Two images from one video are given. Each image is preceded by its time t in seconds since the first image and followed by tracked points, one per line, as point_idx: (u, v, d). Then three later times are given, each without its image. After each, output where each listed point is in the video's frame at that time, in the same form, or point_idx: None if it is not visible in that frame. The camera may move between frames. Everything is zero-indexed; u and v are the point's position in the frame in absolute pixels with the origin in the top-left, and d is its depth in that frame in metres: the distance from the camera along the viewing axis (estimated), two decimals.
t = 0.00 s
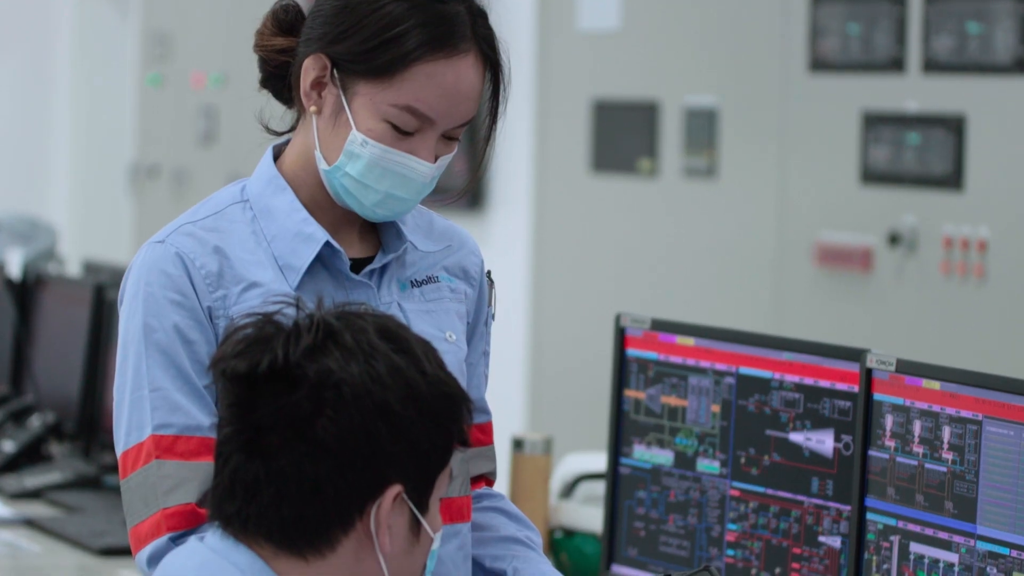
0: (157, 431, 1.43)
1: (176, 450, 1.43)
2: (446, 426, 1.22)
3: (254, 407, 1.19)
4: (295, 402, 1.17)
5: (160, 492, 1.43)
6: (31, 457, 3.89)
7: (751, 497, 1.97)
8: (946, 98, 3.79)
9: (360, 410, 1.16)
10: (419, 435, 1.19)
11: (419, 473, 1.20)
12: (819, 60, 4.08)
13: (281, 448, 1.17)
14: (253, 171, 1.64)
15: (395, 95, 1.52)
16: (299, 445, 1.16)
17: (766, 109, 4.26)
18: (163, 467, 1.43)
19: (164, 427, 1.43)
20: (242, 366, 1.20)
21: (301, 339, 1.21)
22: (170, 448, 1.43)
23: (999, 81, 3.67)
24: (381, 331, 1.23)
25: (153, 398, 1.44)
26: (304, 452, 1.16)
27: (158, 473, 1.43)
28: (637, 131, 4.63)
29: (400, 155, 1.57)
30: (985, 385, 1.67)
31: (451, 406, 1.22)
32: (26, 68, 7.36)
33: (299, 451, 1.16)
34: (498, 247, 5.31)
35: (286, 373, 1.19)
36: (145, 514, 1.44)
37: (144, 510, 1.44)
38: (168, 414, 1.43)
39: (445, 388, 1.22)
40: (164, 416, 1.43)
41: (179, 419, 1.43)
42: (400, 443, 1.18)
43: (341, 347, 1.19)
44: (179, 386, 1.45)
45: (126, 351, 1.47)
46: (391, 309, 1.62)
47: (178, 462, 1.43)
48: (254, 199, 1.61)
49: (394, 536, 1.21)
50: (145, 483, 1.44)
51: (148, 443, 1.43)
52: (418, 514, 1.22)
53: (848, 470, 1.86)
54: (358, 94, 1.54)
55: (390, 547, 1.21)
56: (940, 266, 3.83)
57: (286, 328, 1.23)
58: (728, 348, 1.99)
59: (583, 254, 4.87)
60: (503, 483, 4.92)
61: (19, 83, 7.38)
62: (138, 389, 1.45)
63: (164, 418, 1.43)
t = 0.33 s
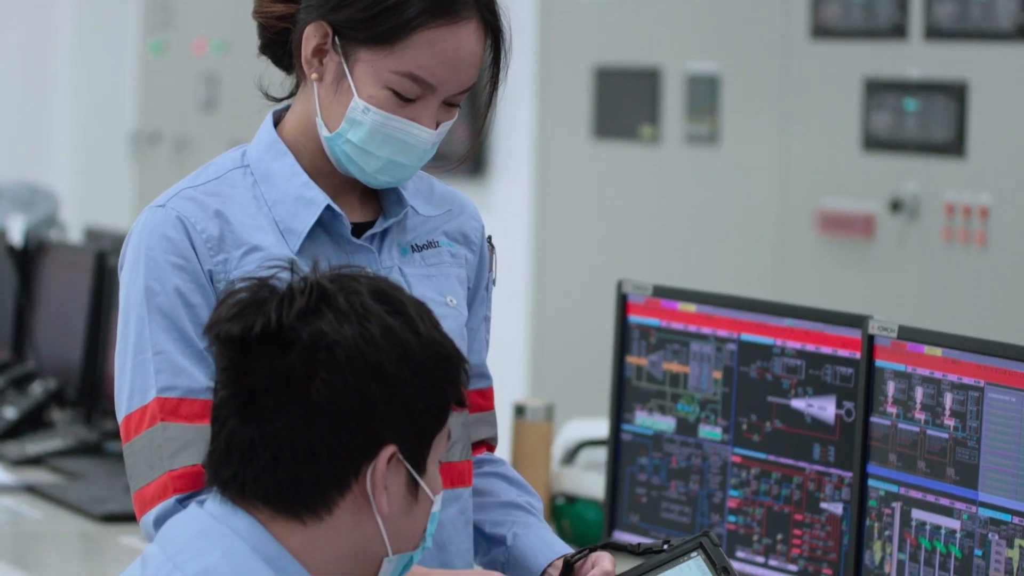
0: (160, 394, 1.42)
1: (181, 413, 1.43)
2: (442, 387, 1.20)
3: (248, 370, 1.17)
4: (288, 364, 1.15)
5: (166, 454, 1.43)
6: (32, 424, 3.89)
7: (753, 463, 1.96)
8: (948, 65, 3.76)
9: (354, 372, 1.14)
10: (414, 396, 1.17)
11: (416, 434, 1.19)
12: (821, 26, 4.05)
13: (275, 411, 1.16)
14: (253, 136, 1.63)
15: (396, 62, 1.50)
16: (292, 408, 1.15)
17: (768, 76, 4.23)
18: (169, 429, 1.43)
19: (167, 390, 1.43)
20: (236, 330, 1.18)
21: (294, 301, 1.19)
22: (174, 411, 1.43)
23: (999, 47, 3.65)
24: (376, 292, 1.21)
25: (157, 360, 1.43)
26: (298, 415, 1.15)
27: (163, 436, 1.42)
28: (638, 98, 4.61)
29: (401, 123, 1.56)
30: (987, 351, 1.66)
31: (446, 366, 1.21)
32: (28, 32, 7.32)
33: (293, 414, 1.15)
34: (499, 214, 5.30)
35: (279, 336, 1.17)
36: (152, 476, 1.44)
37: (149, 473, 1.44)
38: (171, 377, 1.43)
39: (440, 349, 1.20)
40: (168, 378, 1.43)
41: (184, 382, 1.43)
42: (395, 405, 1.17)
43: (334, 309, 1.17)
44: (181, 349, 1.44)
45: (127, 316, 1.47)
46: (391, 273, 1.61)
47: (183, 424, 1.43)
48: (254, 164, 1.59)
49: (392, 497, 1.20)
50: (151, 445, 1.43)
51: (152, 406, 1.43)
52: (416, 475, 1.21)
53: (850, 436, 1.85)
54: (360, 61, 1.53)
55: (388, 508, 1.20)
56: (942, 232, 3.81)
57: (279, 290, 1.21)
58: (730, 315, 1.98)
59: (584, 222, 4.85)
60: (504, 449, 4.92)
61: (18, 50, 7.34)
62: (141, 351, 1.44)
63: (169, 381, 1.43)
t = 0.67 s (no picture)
0: (206, 341, 1.39)
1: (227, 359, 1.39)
2: (438, 346, 1.18)
3: (241, 332, 1.16)
4: (281, 325, 1.14)
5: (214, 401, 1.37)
6: (34, 390, 3.89)
7: (755, 428, 1.95)
8: (950, 31, 3.73)
9: (347, 332, 1.13)
10: (408, 356, 1.16)
11: (412, 394, 1.18)
12: None
13: (268, 372, 1.14)
14: (254, 100, 1.61)
15: (396, 27, 1.48)
16: (285, 369, 1.14)
17: (770, 41, 4.20)
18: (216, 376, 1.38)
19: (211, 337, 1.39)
20: (229, 291, 1.17)
21: (287, 262, 1.17)
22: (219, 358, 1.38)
23: (1003, 13, 3.61)
24: (369, 252, 1.19)
25: (193, 312, 1.41)
26: (292, 375, 1.14)
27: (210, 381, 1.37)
28: (639, 63, 4.58)
29: (401, 87, 1.54)
30: (988, 317, 1.64)
31: (441, 326, 1.19)
32: None
33: (287, 374, 1.14)
34: (501, 180, 5.28)
35: (272, 297, 1.15)
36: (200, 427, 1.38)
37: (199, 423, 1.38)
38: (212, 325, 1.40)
39: (434, 307, 1.18)
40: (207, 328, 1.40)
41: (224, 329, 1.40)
42: (390, 364, 1.15)
43: (327, 270, 1.16)
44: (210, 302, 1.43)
45: (138, 282, 1.43)
46: (394, 237, 1.59)
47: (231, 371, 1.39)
48: (255, 129, 1.57)
49: (388, 458, 1.19)
50: (199, 394, 1.38)
51: (195, 354, 1.39)
52: (412, 434, 1.20)
53: (851, 401, 1.85)
54: (359, 26, 1.51)
55: (384, 468, 1.20)
56: (945, 197, 3.78)
57: (273, 251, 1.20)
58: (731, 281, 1.97)
59: (585, 187, 4.83)
60: (504, 415, 4.92)
61: (19, 17, 7.31)
62: (175, 307, 1.41)
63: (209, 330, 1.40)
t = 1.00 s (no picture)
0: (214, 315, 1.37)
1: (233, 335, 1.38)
2: (442, 326, 1.18)
3: (244, 309, 1.15)
4: (285, 302, 1.13)
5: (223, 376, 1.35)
6: (35, 366, 3.90)
7: (756, 406, 1.95)
8: (952, 8, 3.71)
9: (351, 310, 1.12)
10: (413, 335, 1.15)
11: (415, 373, 1.17)
12: None
13: (272, 350, 1.14)
14: (254, 78, 1.59)
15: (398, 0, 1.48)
16: (289, 346, 1.13)
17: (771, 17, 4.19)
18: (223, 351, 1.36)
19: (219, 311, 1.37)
20: (233, 268, 1.16)
21: (292, 239, 1.16)
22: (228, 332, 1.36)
23: None
24: (374, 230, 1.18)
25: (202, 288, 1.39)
26: (296, 352, 1.13)
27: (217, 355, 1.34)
28: (640, 40, 4.57)
29: (405, 61, 1.53)
30: (989, 294, 1.64)
31: (445, 306, 1.18)
32: None
33: (291, 351, 1.13)
34: (502, 156, 5.27)
35: (276, 274, 1.15)
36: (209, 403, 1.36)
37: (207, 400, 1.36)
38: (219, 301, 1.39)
39: (439, 287, 1.18)
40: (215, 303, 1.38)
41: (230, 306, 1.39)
42: (393, 343, 1.14)
43: (332, 248, 1.15)
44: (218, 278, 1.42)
45: (144, 259, 1.43)
46: (395, 215, 1.58)
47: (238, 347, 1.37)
48: (257, 107, 1.56)
49: (391, 436, 1.19)
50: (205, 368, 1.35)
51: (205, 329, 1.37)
52: (416, 413, 1.20)
53: (853, 377, 1.84)
54: None
55: (388, 447, 1.19)
56: (946, 174, 3.77)
57: (278, 227, 1.19)
58: (733, 257, 1.96)
59: (586, 164, 4.82)
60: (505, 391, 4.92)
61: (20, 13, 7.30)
62: (184, 284, 1.40)
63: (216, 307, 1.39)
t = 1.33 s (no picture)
0: (195, 300, 1.39)
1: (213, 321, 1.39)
2: (447, 305, 1.17)
3: (248, 286, 1.14)
4: (289, 280, 1.12)
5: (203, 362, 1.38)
6: (36, 344, 3.90)
7: (757, 383, 1.95)
8: None
9: (354, 289, 1.11)
10: (417, 314, 1.14)
11: (419, 352, 1.16)
12: None
13: (275, 327, 1.13)
14: (256, 56, 1.58)
15: None
16: (293, 323, 1.12)
17: None
18: (203, 337, 1.38)
19: (200, 298, 1.39)
20: (237, 246, 1.15)
21: (296, 217, 1.15)
22: (207, 320, 1.39)
23: None
24: (379, 209, 1.17)
25: (184, 272, 1.40)
26: (299, 331, 1.12)
27: (199, 343, 1.38)
28: (642, 18, 4.59)
29: (408, 37, 1.53)
30: (989, 271, 1.63)
31: (449, 285, 1.17)
32: None
33: (294, 329, 1.12)
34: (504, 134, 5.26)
35: (279, 252, 1.14)
36: (189, 386, 1.39)
37: (186, 384, 1.39)
38: (203, 286, 1.40)
39: (444, 265, 1.16)
40: (197, 288, 1.40)
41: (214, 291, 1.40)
42: (397, 321, 1.13)
43: (336, 226, 1.14)
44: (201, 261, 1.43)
45: (133, 236, 1.44)
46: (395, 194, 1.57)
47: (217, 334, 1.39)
48: (257, 85, 1.55)
49: (393, 414, 1.18)
50: (188, 356, 1.38)
51: (184, 315, 1.39)
52: (420, 392, 1.19)
53: (854, 355, 1.84)
54: None
55: (391, 426, 1.19)
56: (947, 152, 3.76)
57: (281, 205, 1.18)
58: (733, 235, 1.96)
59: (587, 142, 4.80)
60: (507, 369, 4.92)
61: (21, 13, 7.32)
62: (166, 265, 1.40)
63: (198, 291, 1.40)
